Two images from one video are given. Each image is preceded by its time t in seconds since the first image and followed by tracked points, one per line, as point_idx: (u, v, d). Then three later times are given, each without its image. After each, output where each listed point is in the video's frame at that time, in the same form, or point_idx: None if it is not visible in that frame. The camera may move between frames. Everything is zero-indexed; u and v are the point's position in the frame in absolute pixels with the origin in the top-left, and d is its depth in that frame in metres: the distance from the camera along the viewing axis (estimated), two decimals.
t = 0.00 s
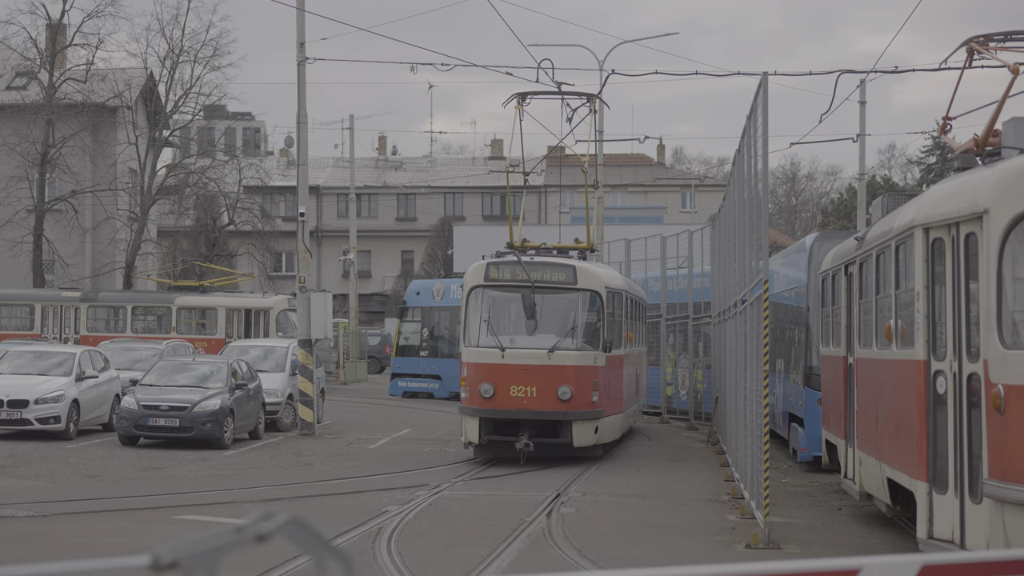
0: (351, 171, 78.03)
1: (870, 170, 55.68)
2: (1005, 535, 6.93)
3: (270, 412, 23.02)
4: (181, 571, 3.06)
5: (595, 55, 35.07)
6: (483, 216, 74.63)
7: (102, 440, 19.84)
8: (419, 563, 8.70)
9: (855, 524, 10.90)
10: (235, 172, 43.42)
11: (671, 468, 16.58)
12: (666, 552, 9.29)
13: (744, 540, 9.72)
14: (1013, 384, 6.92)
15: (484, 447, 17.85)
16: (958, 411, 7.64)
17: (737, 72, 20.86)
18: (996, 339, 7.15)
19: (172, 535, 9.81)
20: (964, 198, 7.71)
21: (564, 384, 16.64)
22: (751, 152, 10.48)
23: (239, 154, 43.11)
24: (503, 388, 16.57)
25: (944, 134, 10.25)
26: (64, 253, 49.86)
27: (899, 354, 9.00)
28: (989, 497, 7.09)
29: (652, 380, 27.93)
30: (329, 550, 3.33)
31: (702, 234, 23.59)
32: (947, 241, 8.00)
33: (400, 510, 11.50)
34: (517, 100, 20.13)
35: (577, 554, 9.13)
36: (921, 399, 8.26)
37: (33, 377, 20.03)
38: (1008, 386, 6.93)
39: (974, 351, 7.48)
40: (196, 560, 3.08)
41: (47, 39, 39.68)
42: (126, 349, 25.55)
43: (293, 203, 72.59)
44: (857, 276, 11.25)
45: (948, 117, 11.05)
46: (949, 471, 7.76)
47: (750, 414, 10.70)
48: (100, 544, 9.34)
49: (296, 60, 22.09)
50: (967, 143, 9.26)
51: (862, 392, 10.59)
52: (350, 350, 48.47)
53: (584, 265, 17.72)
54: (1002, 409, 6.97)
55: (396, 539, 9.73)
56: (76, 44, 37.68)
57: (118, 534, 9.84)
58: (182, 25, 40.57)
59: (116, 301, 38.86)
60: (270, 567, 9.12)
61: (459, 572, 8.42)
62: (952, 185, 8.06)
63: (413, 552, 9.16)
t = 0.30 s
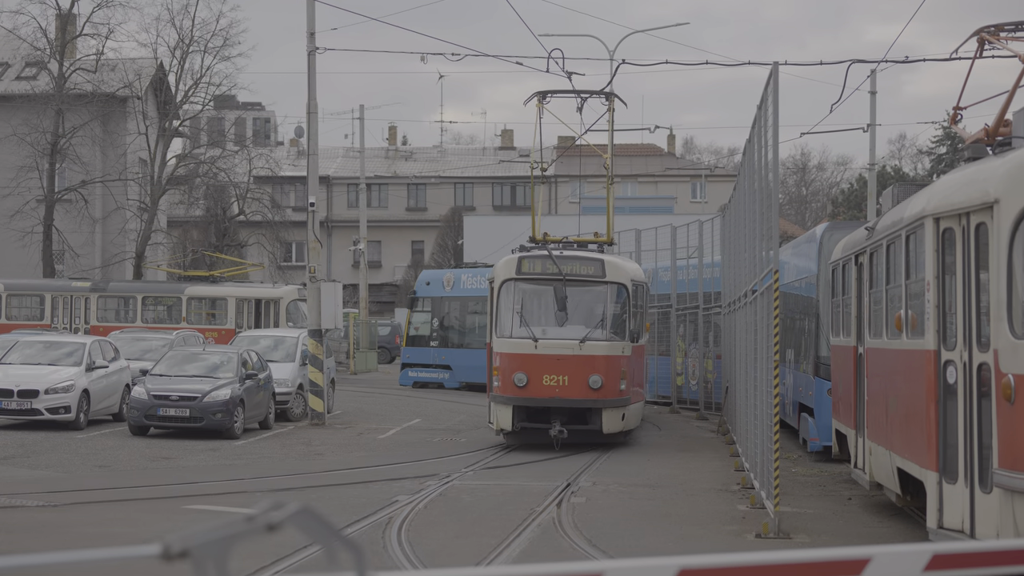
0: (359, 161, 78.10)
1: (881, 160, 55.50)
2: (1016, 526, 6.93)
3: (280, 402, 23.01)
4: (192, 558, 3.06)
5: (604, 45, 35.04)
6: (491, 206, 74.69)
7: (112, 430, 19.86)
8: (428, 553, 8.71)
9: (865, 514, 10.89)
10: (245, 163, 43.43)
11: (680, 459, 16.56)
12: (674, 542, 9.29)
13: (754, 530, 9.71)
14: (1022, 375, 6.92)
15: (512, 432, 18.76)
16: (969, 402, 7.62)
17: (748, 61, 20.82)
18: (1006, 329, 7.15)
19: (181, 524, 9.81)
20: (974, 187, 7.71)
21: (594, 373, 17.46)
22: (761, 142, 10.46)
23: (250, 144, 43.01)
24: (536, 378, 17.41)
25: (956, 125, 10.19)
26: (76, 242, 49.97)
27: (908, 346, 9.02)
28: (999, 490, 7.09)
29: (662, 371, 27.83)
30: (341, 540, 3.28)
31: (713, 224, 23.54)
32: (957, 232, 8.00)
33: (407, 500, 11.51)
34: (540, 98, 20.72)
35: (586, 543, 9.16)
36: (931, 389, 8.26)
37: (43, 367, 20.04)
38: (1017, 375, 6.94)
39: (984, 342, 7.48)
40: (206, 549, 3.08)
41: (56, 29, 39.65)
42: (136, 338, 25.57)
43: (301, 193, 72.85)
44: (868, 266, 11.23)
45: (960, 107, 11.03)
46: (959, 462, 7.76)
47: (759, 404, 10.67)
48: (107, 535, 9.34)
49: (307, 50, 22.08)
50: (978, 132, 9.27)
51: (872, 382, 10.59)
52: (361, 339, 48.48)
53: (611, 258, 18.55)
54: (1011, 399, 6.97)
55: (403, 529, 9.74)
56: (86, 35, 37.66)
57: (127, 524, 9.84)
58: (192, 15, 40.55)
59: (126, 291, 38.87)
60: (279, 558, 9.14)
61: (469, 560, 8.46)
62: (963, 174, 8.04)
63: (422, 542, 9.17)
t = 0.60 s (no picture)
0: (362, 155, 78.07)
1: (884, 153, 55.43)
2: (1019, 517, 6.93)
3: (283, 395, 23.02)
4: (197, 551, 3.03)
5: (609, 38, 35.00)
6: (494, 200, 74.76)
7: (116, 424, 19.88)
8: (430, 547, 8.69)
9: (868, 507, 10.89)
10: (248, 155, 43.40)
11: (682, 453, 16.57)
12: (677, 536, 9.29)
13: (758, 523, 9.71)
14: None
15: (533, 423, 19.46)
16: (973, 393, 7.62)
17: (750, 55, 20.82)
18: (1009, 321, 7.14)
19: (184, 518, 9.80)
20: (977, 180, 7.72)
21: (618, 366, 18.30)
22: (764, 134, 10.44)
23: (253, 138, 42.94)
24: (562, 369, 18.22)
25: (958, 119, 10.23)
26: (79, 236, 49.96)
27: (911, 339, 9.03)
28: (1002, 481, 7.09)
29: (666, 366, 27.94)
30: (344, 533, 3.22)
31: (716, 217, 23.47)
32: (960, 224, 8.01)
33: (410, 494, 11.50)
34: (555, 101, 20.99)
35: (589, 538, 9.15)
36: (935, 382, 8.25)
37: (46, 361, 20.05)
38: (1019, 368, 6.94)
39: (987, 334, 7.48)
40: (209, 543, 3.06)
41: (58, 23, 39.59)
42: (139, 332, 25.58)
43: (304, 187, 72.90)
44: (871, 260, 11.24)
45: (962, 100, 11.06)
46: (963, 454, 7.75)
47: (762, 398, 10.68)
48: (110, 530, 9.33)
49: (309, 43, 22.06)
50: (981, 126, 9.28)
51: (874, 375, 10.64)
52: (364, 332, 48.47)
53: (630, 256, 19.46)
54: (1015, 391, 6.96)
55: (407, 523, 9.73)
56: (90, 28, 37.63)
57: (130, 519, 9.82)
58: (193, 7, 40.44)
59: (129, 285, 38.87)
60: (280, 552, 9.13)
61: (472, 554, 8.46)
62: (966, 167, 8.04)
63: (425, 535, 9.17)
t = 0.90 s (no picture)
0: (362, 154, 78.11)
1: (885, 151, 55.44)
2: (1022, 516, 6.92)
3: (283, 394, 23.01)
4: (198, 550, 3.03)
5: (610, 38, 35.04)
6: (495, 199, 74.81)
7: (116, 423, 19.88)
8: (431, 547, 8.69)
9: (869, 507, 10.88)
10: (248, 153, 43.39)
11: (681, 452, 16.57)
12: (678, 534, 9.30)
13: (758, 523, 9.71)
14: None
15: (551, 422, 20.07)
16: (974, 393, 7.62)
17: (750, 54, 20.84)
18: (1010, 320, 7.13)
19: (185, 517, 9.80)
20: (977, 179, 7.73)
21: (637, 364, 18.89)
22: (766, 134, 10.43)
23: (253, 137, 42.94)
24: (584, 368, 18.78)
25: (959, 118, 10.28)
26: (79, 235, 49.92)
27: (911, 338, 9.04)
28: (1004, 480, 7.08)
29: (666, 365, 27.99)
30: (345, 532, 3.21)
31: (716, 215, 23.40)
32: (961, 223, 8.01)
33: (411, 493, 11.50)
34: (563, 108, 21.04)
35: (589, 537, 9.15)
36: (936, 381, 8.25)
37: (46, 360, 20.05)
38: (1020, 367, 6.94)
39: (988, 333, 7.48)
40: (211, 543, 3.05)
41: (58, 22, 39.57)
42: (140, 332, 25.58)
43: (305, 186, 72.94)
44: (871, 259, 11.25)
45: (962, 98, 11.08)
46: (964, 454, 7.75)
47: (762, 397, 10.68)
48: (111, 530, 9.32)
49: (310, 42, 22.06)
50: (981, 125, 9.27)
51: (874, 373, 10.67)
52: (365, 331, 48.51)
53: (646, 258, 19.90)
54: (1016, 390, 6.95)
55: (408, 522, 9.75)
56: (90, 27, 37.64)
57: (130, 519, 9.82)
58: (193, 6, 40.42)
59: (129, 284, 38.87)
60: (281, 552, 9.13)
61: (473, 553, 8.48)
62: (966, 167, 8.04)
63: (426, 535, 9.17)
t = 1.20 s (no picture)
0: (369, 157, 78.24)
1: (891, 153, 55.47)
2: None
3: (289, 396, 23.04)
4: (207, 552, 3.03)
5: (616, 41, 35.08)
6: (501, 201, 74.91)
7: (123, 425, 19.90)
8: (438, 549, 8.69)
9: (877, 510, 10.85)
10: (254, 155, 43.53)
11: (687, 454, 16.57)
12: (685, 537, 9.29)
13: (765, 526, 9.69)
14: None
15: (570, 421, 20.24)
16: (982, 395, 7.60)
17: (756, 57, 20.85)
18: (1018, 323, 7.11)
19: (193, 520, 9.80)
20: (985, 181, 7.71)
21: (658, 365, 19.04)
22: (772, 137, 10.39)
23: (260, 139, 43.07)
24: (607, 369, 18.82)
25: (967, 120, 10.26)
26: (86, 237, 49.95)
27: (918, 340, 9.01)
28: (1012, 483, 7.07)
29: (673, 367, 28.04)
30: (353, 533, 3.19)
31: (723, 217, 23.44)
32: (968, 226, 7.99)
33: (418, 495, 11.49)
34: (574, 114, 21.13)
35: (596, 539, 9.15)
36: (944, 385, 8.22)
37: (53, 362, 20.08)
38: None
39: (996, 335, 7.46)
40: (221, 545, 3.05)
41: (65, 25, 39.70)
42: (147, 333, 25.62)
43: (311, 188, 73.05)
44: (878, 261, 11.22)
45: (969, 100, 11.07)
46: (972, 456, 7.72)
47: (769, 399, 10.64)
48: (119, 531, 9.34)
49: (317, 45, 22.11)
50: (988, 127, 9.24)
51: (882, 375, 10.64)
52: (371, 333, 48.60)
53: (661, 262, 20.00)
54: None
55: (416, 524, 9.76)
56: (97, 30, 37.75)
57: (138, 520, 9.84)
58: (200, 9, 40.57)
59: (136, 286, 38.96)
60: (289, 553, 9.15)
61: (480, 556, 8.47)
62: (973, 169, 8.02)
63: (434, 537, 9.18)
